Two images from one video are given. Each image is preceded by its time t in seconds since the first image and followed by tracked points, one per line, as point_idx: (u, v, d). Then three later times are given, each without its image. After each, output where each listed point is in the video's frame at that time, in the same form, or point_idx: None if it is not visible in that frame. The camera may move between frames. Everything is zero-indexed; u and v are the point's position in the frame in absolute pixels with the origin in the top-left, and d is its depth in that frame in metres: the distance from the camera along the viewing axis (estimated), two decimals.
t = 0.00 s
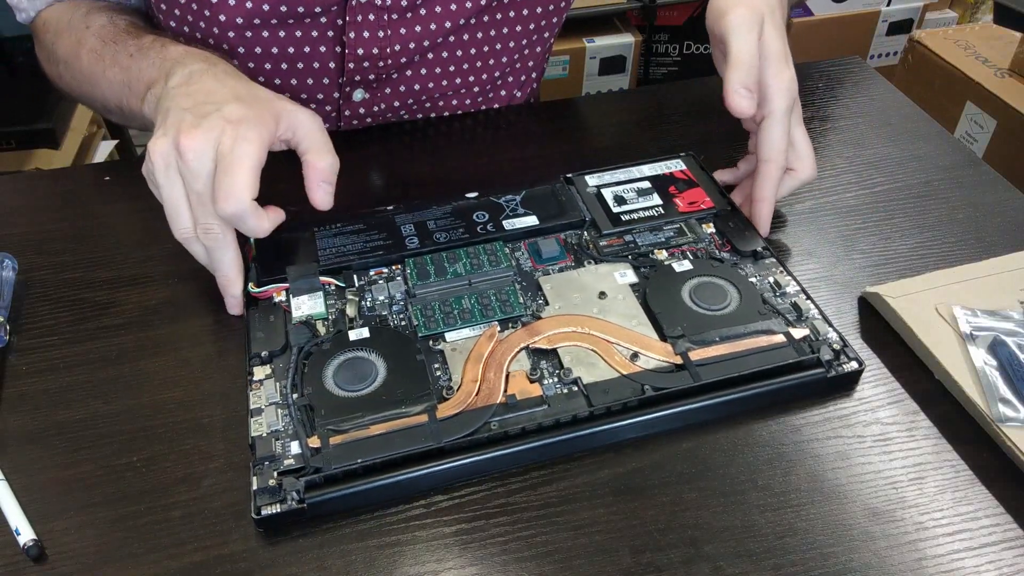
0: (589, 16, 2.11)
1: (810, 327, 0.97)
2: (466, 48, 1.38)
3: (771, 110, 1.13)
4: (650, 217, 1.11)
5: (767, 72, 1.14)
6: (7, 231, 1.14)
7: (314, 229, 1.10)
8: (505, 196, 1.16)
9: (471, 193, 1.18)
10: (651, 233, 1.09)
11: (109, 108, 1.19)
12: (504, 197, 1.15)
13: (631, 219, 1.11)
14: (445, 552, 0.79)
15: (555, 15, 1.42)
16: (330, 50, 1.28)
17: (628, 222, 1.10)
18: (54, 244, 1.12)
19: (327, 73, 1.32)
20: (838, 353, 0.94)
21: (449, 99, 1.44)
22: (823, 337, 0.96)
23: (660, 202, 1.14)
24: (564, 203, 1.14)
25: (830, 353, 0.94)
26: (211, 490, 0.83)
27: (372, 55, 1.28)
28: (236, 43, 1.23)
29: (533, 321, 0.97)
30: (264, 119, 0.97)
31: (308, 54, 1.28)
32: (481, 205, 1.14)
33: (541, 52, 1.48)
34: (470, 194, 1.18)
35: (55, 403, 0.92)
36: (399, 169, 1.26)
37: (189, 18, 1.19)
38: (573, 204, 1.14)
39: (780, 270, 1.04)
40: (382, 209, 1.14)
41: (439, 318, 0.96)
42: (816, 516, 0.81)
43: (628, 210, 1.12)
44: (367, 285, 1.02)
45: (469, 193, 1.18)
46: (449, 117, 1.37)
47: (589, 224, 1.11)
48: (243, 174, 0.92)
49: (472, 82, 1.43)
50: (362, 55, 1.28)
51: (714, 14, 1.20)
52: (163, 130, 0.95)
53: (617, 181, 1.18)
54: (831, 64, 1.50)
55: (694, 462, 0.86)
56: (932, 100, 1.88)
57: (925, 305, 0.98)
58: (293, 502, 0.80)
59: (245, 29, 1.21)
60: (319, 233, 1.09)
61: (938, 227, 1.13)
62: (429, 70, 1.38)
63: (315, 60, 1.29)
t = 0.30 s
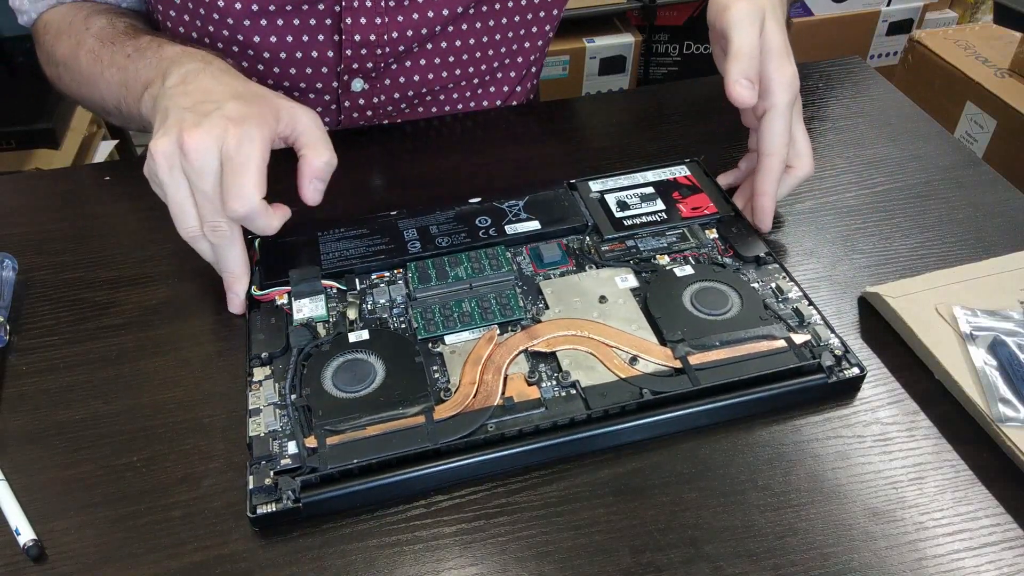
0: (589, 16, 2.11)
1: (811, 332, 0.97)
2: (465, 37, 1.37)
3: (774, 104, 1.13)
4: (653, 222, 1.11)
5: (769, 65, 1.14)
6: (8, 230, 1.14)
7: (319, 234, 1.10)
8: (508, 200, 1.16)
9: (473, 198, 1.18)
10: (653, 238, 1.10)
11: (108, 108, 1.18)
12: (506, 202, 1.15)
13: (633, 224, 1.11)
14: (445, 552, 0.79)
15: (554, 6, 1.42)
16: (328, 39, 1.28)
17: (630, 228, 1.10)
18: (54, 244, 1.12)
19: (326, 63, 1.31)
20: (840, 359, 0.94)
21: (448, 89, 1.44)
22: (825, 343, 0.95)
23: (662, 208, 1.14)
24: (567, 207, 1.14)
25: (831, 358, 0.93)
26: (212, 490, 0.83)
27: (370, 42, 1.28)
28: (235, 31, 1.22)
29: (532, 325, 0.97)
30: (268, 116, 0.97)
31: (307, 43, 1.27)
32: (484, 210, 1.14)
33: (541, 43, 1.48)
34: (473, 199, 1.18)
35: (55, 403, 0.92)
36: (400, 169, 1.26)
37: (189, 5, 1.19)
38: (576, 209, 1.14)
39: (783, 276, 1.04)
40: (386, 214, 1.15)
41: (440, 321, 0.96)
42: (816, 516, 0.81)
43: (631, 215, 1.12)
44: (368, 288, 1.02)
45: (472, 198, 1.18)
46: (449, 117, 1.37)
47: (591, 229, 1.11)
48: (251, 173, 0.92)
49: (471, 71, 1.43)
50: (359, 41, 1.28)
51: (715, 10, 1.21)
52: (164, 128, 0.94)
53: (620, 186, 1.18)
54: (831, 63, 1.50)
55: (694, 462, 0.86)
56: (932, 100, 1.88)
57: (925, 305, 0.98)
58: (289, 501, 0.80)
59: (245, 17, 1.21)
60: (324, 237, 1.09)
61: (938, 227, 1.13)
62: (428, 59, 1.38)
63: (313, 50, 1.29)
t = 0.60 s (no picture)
0: (589, 16, 2.11)
1: (808, 331, 0.97)
2: (462, 42, 1.38)
3: (782, 83, 1.14)
4: (650, 222, 1.11)
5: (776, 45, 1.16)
6: (8, 230, 1.14)
7: (317, 234, 1.10)
8: (506, 200, 1.16)
9: (471, 198, 1.18)
10: (650, 238, 1.10)
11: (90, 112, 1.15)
12: (503, 202, 1.15)
13: (630, 223, 1.11)
14: (445, 552, 0.79)
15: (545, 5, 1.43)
16: (325, 49, 1.28)
17: (627, 227, 1.10)
18: (53, 244, 1.12)
19: (324, 72, 1.32)
20: (836, 358, 0.94)
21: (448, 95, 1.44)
22: (821, 342, 0.95)
23: (659, 207, 1.14)
24: (564, 207, 1.14)
25: (827, 358, 0.94)
26: (211, 490, 0.83)
27: (366, 49, 1.28)
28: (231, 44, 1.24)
29: (530, 324, 0.97)
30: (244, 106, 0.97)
31: (304, 53, 1.28)
32: (481, 209, 1.14)
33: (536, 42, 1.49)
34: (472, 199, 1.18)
35: (55, 403, 0.92)
36: (399, 170, 1.26)
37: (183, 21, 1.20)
38: (573, 209, 1.14)
39: (780, 276, 1.04)
40: (383, 214, 1.15)
41: (437, 321, 0.96)
42: (816, 516, 0.81)
43: (628, 215, 1.12)
44: (365, 288, 1.02)
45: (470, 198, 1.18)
46: (448, 117, 1.37)
47: (588, 229, 1.11)
48: (233, 157, 0.91)
49: (470, 75, 1.43)
50: (356, 49, 1.28)
51: None
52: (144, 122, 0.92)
53: (617, 186, 1.18)
54: (830, 63, 1.50)
55: (693, 462, 0.86)
56: (932, 100, 1.88)
57: (924, 305, 0.98)
58: (286, 502, 0.80)
59: (240, 29, 1.22)
60: (320, 237, 1.09)
61: (937, 227, 1.13)
62: (426, 65, 1.38)
63: (311, 60, 1.29)
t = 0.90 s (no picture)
0: (589, 16, 2.11)
1: (807, 331, 0.97)
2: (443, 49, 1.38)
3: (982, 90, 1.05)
4: (650, 222, 1.11)
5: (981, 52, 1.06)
6: (7, 230, 1.14)
7: (317, 234, 1.10)
8: (506, 200, 1.16)
9: (471, 198, 1.18)
10: (650, 238, 1.09)
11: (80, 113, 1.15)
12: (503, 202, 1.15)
13: (630, 223, 1.11)
14: (445, 552, 0.79)
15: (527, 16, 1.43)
16: (303, 62, 1.30)
17: (627, 227, 1.10)
18: (53, 244, 1.12)
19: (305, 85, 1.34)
20: (836, 358, 0.94)
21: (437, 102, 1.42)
22: (821, 342, 0.95)
23: (659, 208, 1.14)
24: (564, 207, 1.14)
25: (827, 358, 0.94)
26: (211, 490, 0.83)
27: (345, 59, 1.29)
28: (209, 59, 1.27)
29: (530, 324, 0.97)
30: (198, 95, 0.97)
31: (285, 67, 1.30)
32: (482, 209, 1.14)
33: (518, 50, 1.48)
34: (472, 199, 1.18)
35: (55, 403, 0.92)
36: (399, 170, 1.26)
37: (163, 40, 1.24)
38: (573, 209, 1.14)
39: (779, 276, 1.04)
40: (383, 214, 1.15)
41: (437, 322, 0.96)
42: (817, 516, 0.81)
43: (628, 215, 1.12)
44: (365, 288, 1.02)
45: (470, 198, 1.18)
46: (447, 118, 1.37)
47: (588, 229, 1.11)
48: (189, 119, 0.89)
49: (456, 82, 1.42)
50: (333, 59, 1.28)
51: None
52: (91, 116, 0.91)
53: (617, 186, 1.18)
54: (830, 64, 1.50)
55: (694, 462, 0.86)
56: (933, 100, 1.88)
57: (924, 306, 0.98)
58: (286, 502, 0.80)
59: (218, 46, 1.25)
60: (320, 237, 1.09)
61: (938, 228, 1.13)
62: (409, 73, 1.37)
63: (291, 73, 1.31)
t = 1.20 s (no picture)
0: (589, 16, 2.11)
1: (807, 331, 0.97)
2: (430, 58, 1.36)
3: None
4: (650, 222, 1.11)
5: None
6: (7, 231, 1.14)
7: (317, 234, 1.10)
8: (507, 200, 1.16)
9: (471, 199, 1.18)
10: (651, 238, 1.09)
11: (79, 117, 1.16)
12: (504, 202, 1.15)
13: (630, 223, 1.11)
14: (444, 552, 0.79)
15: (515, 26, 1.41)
16: (286, 71, 1.30)
17: (627, 227, 1.10)
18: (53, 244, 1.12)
19: (289, 93, 1.33)
20: (836, 358, 0.94)
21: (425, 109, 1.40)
22: (821, 342, 0.95)
23: (659, 208, 1.14)
24: (564, 207, 1.14)
25: (827, 358, 0.93)
26: (211, 490, 0.83)
27: (327, 70, 1.28)
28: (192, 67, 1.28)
29: (530, 324, 0.97)
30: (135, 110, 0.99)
31: (268, 76, 1.30)
32: (482, 209, 1.14)
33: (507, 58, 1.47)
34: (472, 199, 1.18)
35: (55, 403, 0.92)
36: (398, 171, 1.26)
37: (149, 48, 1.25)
38: (573, 209, 1.14)
39: (779, 276, 1.04)
40: (383, 215, 1.15)
41: (436, 322, 0.96)
42: (817, 516, 0.81)
43: (628, 215, 1.12)
44: (366, 288, 1.03)
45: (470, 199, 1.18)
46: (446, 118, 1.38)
47: (588, 229, 1.11)
48: (118, 133, 0.92)
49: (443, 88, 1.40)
50: (315, 69, 1.28)
51: None
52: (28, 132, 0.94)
53: (617, 186, 1.18)
54: (831, 64, 1.50)
55: (694, 462, 0.86)
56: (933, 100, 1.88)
57: (924, 305, 0.98)
58: (286, 503, 0.80)
59: (200, 55, 1.25)
60: (320, 237, 1.09)
61: (939, 228, 1.13)
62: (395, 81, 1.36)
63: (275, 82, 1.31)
